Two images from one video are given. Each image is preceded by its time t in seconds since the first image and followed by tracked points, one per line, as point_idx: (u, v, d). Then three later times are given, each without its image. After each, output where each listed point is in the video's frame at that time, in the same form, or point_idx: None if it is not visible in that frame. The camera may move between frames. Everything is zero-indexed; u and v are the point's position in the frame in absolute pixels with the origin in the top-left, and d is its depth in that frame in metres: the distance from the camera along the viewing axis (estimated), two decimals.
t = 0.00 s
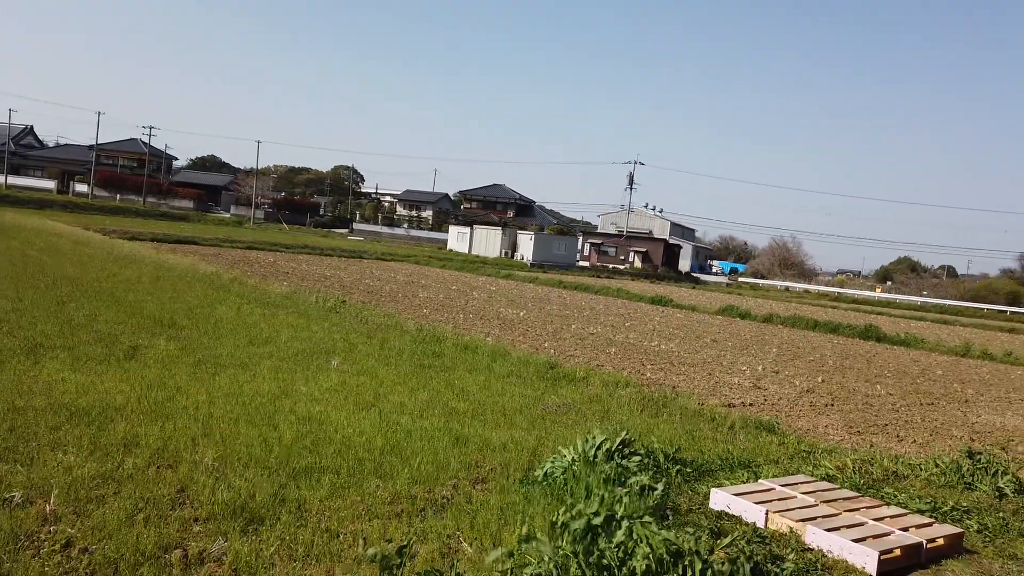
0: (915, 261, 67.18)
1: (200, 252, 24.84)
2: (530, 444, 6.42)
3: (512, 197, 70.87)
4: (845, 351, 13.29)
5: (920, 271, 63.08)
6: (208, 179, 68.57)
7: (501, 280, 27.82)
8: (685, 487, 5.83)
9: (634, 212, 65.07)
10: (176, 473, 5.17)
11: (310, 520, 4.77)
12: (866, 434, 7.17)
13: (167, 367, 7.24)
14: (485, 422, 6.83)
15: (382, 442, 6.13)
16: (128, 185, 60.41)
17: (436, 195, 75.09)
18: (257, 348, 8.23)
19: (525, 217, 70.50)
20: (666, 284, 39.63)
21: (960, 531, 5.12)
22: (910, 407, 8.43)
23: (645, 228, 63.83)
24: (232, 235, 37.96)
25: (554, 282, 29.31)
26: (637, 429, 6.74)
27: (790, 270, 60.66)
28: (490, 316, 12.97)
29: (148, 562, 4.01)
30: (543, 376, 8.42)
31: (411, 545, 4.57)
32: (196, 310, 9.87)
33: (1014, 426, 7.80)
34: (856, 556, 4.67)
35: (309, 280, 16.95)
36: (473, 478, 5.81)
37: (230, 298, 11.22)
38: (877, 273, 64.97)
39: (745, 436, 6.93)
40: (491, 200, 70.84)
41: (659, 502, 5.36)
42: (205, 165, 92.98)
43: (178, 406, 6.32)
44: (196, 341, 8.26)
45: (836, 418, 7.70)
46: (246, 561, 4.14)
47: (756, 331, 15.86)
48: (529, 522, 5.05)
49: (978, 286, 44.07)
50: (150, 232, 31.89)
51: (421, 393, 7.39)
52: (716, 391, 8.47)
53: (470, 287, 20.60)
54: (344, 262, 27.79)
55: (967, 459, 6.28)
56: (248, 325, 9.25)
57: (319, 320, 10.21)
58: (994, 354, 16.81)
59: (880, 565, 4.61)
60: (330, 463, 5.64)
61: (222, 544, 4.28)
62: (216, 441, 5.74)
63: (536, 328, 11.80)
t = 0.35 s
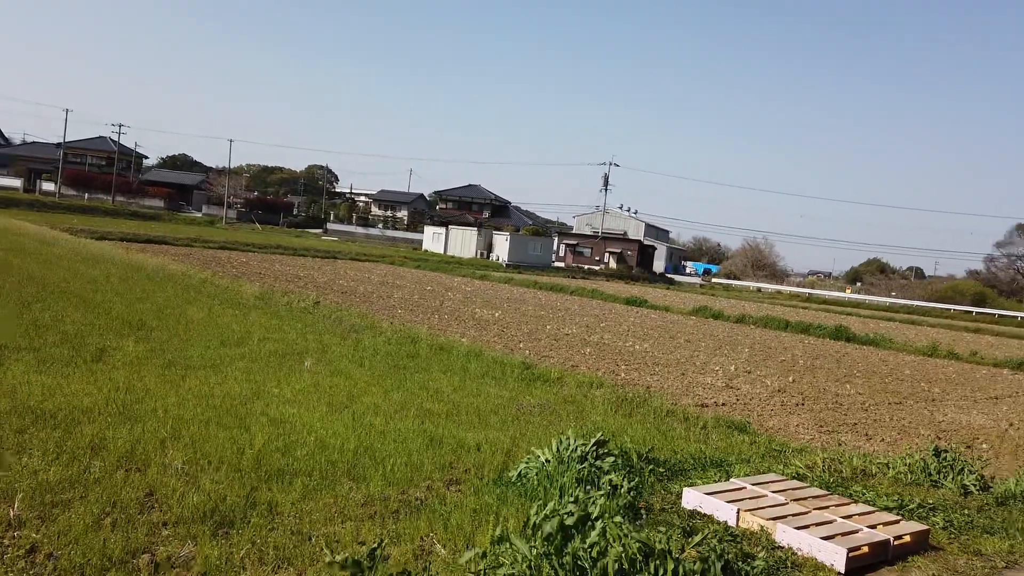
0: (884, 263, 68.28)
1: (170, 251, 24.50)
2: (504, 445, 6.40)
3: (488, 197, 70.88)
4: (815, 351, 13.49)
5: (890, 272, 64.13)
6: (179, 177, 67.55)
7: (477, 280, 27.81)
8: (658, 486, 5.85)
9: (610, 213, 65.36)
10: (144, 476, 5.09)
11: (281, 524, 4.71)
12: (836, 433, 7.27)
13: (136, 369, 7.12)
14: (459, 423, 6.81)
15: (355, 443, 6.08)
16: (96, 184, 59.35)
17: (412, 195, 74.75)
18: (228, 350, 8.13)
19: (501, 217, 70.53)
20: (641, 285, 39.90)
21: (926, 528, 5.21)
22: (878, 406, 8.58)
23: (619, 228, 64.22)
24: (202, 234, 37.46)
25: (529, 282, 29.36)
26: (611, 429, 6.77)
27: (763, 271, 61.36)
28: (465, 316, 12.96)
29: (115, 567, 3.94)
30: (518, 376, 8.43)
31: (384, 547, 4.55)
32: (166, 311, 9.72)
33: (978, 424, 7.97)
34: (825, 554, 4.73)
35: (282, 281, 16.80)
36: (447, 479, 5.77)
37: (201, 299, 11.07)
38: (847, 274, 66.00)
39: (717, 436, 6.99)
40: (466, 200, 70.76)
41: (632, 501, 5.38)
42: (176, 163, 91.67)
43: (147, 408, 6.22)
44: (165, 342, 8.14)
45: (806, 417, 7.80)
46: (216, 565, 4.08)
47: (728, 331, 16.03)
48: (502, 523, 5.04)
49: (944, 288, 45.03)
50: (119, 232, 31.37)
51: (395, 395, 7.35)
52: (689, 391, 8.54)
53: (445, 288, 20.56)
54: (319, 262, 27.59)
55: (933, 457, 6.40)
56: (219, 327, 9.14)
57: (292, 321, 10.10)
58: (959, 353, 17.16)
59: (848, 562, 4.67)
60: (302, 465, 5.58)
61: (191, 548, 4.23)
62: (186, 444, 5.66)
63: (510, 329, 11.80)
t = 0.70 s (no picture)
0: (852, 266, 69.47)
1: (136, 253, 24.09)
2: (476, 447, 6.38)
3: (461, 199, 70.80)
4: (784, 352, 13.67)
5: (857, 274, 65.30)
6: (146, 177, 66.39)
7: (450, 283, 27.76)
8: (629, 487, 5.86)
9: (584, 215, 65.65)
10: (108, 482, 4.99)
11: (249, 529, 4.65)
12: (803, 433, 7.37)
13: (101, 373, 6.98)
14: (431, 426, 6.77)
15: (325, 446, 6.01)
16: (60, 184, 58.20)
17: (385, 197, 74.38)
18: (195, 353, 8.02)
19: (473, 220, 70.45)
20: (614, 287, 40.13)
21: (890, 525, 5.29)
22: (845, 406, 8.71)
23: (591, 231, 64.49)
24: (169, 235, 36.87)
25: (502, 285, 29.38)
26: (583, 431, 6.78)
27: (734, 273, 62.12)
28: (437, 319, 12.93)
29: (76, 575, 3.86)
30: (490, 378, 8.42)
31: (353, 551, 4.50)
32: (131, 314, 9.56)
33: (941, 423, 8.14)
34: (792, 552, 4.78)
35: (251, 283, 16.61)
36: (418, 482, 5.72)
37: (168, 301, 10.90)
38: (816, 277, 67.03)
39: (686, 436, 7.04)
40: (439, 202, 70.60)
41: (603, 502, 5.39)
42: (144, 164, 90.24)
43: (111, 413, 6.10)
44: (131, 346, 8.00)
45: (774, 417, 7.90)
46: (181, 572, 4.02)
47: (699, 333, 16.20)
48: (473, 526, 5.02)
49: (910, 290, 46.01)
50: (84, 233, 30.79)
51: (366, 397, 7.30)
52: (660, 392, 8.60)
53: (417, 290, 20.48)
54: (290, 265, 27.34)
55: (897, 456, 6.51)
56: (187, 330, 9.01)
57: (262, 324, 10.00)
58: (923, 353, 17.51)
59: (814, 560, 4.73)
60: (270, 469, 5.51)
61: (156, 555, 4.16)
62: (151, 449, 5.56)
63: (483, 331, 11.80)
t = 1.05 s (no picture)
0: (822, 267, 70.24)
1: (103, 255, 23.69)
2: (448, 449, 6.36)
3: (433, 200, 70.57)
4: (756, 352, 13.83)
5: (827, 276, 66.32)
6: (114, 176, 65.32)
7: (424, 284, 27.68)
8: (602, 487, 5.87)
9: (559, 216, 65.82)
10: (72, 487, 4.90)
11: (218, 533, 4.58)
12: (773, 432, 7.46)
13: (65, 377, 6.85)
14: (404, 428, 6.74)
15: (295, 449, 5.95)
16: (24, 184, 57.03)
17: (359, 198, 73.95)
18: (164, 356, 7.91)
19: (447, 220, 70.30)
20: (590, 288, 40.31)
21: (857, 522, 5.37)
22: (815, 405, 8.83)
23: (563, 231, 64.63)
24: (138, 236, 36.30)
25: (478, 286, 29.38)
26: (555, 431, 6.80)
27: (707, 275, 62.76)
28: (411, 320, 12.89)
29: None
30: (464, 380, 8.42)
31: (323, 554, 4.46)
32: (97, 316, 9.39)
33: (908, 421, 8.29)
34: (761, 550, 4.83)
35: (222, 285, 16.43)
36: (390, 484, 5.68)
37: (136, 303, 10.73)
38: (787, 278, 67.77)
39: (659, 436, 7.08)
40: (411, 203, 70.34)
41: (575, 502, 5.39)
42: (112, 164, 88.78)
43: (75, 417, 5.99)
44: (96, 349, 7.86)
45: (745, 416, 7.98)
46: None
47: (672, 333, 16.34)
48: (445, 527, 4.99)
49: (879, 291, 46.84)
50: (50, 234, 30.20)
51: (337, 400, 7.24)
52: (633, 392, 8.65)
53: (391, 291, 20.41)
54: (262, 266, 27.08)
55: (864, 454, 6.61)
56: (155, 332, 8.87)
57: (233, 326, 9.90)
58: (890, 352, 17.83)
59: (782, 557, 4.78)
60: (240, 472, 5.44)
61: (121, 561, 4.09)
62: (117, 453, 5.46)
63: (458, 332, 11.78)
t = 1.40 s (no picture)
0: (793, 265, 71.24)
1: (71, 254, 23.30)
2: (422, 448, 6.34)
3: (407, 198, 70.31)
4: (728, 349, 13.97)
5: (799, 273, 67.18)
6: (82, 174, 64.24)
7: (399, 282, 27.60)
8: (575, 485, 5.88)
9: (535, 214, 65.83)
10: (36, 491, 4.81)
11: (187, 535, 4.53)
12: (745, 427, 7.54)
13: (30, 378, 6.74)
14: (377, 427, 6.72)
15: (267, 449, 5.90)
16: None
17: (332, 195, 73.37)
18: (132, 356, 7.81)
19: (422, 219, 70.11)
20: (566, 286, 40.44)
21: (826, 515, 5.43)
22: (786, 400, 8.94)
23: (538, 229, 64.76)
24: (105, 235, 35.65)
25: (453, 284, 29.34)
26: (529, 429, 6.81)
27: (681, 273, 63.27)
28: (386, 319, 12.84)
29: None
30: (438, 378, 8.41)
31: (294, 555, 4.41)
32: (64, 316, 9.25)
33: (876, 416, 8.43)
34: (731, 543, 4.88)
35: (193, 284, 16.24)
36: (362, 483, 5.65)
37: (105, 303, 10.57)
38: (759, 275, 68.65)
39: (632, 433, 7.12)
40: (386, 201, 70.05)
41: (548, 499, 5.40)
42: (81, 161, 87.27)
43: (40, 419, 5.89)
44: (63, 350, 7.74)
45: (718, 412, 8.06)
46: None
47: (645, 330, 16.44)
48: (417, 526, 4.97)
49: (848, 287, 47.59)
50: (15, 233, 29.60)
51: (310, 399, 7.20)
52: (608, 389, 8.70)
53: (366, 290, 20.33)
54: (234, 265, 26.80)
55: (833, 448, 6.71)
56: (124, 332, 8.76)
57: (204, 325, 9.80)
58: (859, 348, 18.10)
59: (752, 551, 4.82)
60: (210, 474, 5.37)
61: (86, 564, 4.02)
62: (84, 455, 5.38)
63: (433, 331, 11.77)
